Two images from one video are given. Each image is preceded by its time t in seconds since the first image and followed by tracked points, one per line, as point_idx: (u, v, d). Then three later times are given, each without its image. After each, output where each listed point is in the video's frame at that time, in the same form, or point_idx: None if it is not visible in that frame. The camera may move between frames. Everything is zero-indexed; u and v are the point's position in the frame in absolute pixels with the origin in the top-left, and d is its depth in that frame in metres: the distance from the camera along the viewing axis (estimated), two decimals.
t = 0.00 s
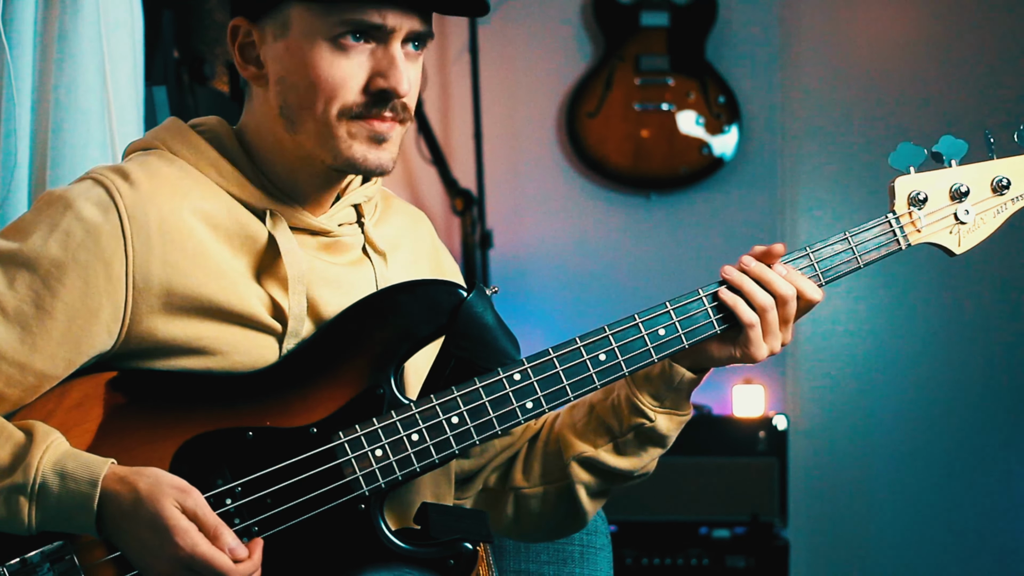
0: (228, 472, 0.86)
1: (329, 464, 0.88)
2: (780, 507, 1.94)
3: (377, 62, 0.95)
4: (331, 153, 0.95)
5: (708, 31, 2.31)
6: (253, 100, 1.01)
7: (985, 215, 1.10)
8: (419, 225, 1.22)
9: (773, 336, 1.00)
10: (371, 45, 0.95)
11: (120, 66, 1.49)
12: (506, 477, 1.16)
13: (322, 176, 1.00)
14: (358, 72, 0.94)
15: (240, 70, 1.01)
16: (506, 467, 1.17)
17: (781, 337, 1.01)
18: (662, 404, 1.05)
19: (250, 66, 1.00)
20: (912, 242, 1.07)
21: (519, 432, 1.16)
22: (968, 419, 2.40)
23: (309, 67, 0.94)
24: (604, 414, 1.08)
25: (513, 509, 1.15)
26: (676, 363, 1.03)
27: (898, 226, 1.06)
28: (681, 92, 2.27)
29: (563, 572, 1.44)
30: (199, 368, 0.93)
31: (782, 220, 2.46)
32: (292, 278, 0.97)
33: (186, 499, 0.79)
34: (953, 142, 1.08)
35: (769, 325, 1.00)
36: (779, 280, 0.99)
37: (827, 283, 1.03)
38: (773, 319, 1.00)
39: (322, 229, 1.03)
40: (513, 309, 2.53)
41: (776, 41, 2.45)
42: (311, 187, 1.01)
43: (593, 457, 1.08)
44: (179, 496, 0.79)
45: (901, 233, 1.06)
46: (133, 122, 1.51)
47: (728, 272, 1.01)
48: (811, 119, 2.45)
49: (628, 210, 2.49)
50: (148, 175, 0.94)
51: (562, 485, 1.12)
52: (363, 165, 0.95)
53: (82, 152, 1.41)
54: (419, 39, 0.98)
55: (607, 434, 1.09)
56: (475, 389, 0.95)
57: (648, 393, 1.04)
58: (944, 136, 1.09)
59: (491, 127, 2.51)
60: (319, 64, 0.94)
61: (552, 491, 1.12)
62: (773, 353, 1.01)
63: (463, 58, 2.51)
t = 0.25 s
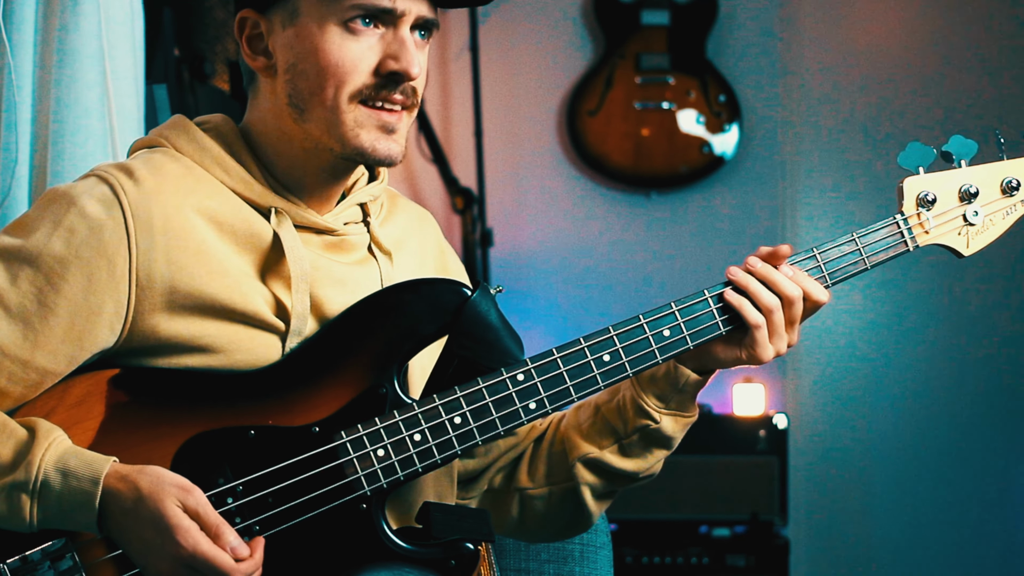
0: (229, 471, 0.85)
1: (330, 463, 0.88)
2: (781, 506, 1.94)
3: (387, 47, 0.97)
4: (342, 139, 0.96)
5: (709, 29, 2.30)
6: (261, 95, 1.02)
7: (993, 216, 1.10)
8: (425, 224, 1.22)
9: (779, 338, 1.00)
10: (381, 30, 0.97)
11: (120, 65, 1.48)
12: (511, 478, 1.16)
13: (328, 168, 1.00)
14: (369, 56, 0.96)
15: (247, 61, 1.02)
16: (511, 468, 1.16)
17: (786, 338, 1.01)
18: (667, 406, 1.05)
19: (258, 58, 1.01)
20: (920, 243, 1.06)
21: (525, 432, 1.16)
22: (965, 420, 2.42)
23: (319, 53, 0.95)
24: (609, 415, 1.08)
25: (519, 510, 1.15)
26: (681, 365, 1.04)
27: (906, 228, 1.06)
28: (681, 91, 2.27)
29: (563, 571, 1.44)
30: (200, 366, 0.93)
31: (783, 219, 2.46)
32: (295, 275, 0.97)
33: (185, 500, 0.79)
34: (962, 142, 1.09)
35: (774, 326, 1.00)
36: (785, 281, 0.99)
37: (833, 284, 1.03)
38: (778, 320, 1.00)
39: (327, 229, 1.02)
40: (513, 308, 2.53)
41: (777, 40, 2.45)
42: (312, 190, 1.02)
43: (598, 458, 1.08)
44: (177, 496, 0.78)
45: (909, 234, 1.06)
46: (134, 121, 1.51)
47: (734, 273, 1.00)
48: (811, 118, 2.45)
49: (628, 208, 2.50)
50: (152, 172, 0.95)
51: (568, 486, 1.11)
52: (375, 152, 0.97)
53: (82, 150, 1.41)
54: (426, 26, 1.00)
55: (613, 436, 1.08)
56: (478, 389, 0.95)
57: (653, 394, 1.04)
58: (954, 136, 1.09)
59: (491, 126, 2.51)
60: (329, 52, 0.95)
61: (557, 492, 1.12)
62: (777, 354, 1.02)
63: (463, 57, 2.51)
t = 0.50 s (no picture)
0: (235, 468, 0.86)
1: (334, 462, 0.88)
2: (781, 505, 1.95)
3: (393, 35, 0.99)
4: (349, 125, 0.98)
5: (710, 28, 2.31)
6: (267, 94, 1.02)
7: (1008, 221, 1.11)
8: (432, 221, 1.22)
9: (789, 342, 0.99)
10: (386, 18, 0.99)
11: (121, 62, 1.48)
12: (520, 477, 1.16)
13: (333, 158, 1.00)
14: (375, 44, 0.98)
15: (251, 52, 1.03)
16: (519, 467, 1.16)
17: (795, 342, 1.00)
18: (675, 408, 1.04)
19: (264, 49, 1.02)
20: (933, 248, 1.06)
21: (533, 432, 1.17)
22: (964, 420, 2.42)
23: (326, 41, 0.97)
24: (618, 417, 1.09)
25: (526, 510, 1.15)
26: (691, 367, 1.03)
27: (919, 232, 1.06)
28: (682, 90, 2.28)
29: (564, 570, 1.45)
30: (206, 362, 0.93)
31: (783, 219, 2.47)
32: (300, 272, 0.98)
33: (188, 496, 0.78)
34: (979, 146, 1.08)
35: (784, 330, 0.99)
36: (795, 285, 0.99)
37: (843, 287, 1.02)
38: (788, 324, 0.99)
39: (335, 227, 1.04)
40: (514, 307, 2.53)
41: (778, 39, 2.45)
42: (319, 191, 1.04)
43: (606, 459, 1.08)
44: (181, 492, 0.78)
45: (922, 239, 1.06)
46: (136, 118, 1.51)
47: (744, 274, 1.00)
48: (813, 118, 2.46)
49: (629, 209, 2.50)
50: (157, 166, 0.95)
51: (575, 487, 1.12)
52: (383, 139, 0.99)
53: (84, 147, 1.41)
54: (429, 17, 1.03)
55: (621, 437, 1.09)
56: (483, 389, 0.94)
57: (662, 396, 1.04)
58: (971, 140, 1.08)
59: (492, 125, 2.51)
60: (335, 40, 0.97)
61: (565, 492, 1.12)
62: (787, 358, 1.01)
63: (465, 56, 2.51)
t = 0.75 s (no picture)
0: (235, 461, 0.87)
1: (333, 458, 0.89)
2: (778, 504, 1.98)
3: (416, 91, 0.95)
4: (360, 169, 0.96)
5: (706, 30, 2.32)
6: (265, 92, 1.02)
7: (1008, 226, 1.09)
8: (426, 224, 1.23)
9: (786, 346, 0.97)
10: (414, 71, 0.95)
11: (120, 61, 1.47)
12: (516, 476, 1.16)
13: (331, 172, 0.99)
14: (398, 99, 0.94)
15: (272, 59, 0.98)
16: (516, 466, 1.16)
17: (791, 346, 0.99)
18: (673, 410, 1.04)
19: (287, 65, 0.97)
20: (932, 252, 1.05)
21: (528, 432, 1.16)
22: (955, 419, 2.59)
23: (352, 89, 0.94)
24: (615, 418, 1.08)
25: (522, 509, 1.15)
26: (689, 373, 1.02)
27: (917, 236, 1.04)
28: (678, 90, 2.30)
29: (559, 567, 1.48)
30: (203, 359, 0.94)
31: (779, 219, 2.47)
32: (293, 270, 0.99)
33: (195, 457, 0.81)
34: (977, 151, 1.08)
35: (781, 334, 0.97)
36: (792, 288, 0.96)
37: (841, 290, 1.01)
38: (785, 328, 0.97)
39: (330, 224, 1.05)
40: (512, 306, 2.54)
41: (774, 40, 2.46)
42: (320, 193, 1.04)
43: (602, 461, 1.08)
44: (188, 455, 0.81)
45: (920, 243, 1.04)
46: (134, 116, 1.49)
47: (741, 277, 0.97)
48: (809, 119, 2.47)
49: (626, 208, 2.52)
50: (157, 162, 0.95)
51: (571, 487, 1.11)
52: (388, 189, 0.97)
53: (81, 144, 1.39)
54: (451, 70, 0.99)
55: (617, 438, 1.08)
56: (481, 388, 0.96)
57: (659, 399, 1.04)
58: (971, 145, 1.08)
59: (490, 126, 2.52)
60: (359, 85, 0.94)
61: (561, 493, 1.12)
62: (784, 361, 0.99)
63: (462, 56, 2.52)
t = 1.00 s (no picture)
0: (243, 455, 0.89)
1: (338, 457, 0.90)
2: (775, 503, 1.95)
3: (435, 75, 0.99)
4: (389, 162, 0.98)
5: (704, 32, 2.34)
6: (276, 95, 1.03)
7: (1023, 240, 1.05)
8: (434, 230, 1.22)
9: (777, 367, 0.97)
10: (432, 55, 0.99)
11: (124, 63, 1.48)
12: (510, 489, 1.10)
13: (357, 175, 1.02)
14: (419, 86, 0.98)
15: (290, 61, 1.00)
16: (510, 479, 1.11)
17: (786, 367, 0.98)
18: (669, 437, 1.01)
19: (310, 66, 0.99)
20: (942, 266, 1.02)
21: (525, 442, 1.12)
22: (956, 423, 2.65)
23: (378, 81, 0.97)
24: (613, 437, 1.04)
25: (512, 523, 1.09)
26: (684, 400, 1.00)
27: (927, 249, 1.01)
28: (676, 91, 2.31)
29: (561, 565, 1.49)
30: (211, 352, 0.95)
31: (778, 221, 2.50)
32: (305, 269, 1.00)
33: (193, 432, 0.87)
34: (992, 167, 1.02)
35: (774, 354, 0.97)
36: (787, 310, 0.97)
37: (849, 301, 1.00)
38: (778, 349, 0.97)
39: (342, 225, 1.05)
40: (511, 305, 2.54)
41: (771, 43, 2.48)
42: (331, 195, 1.06)
43: (596, 479, 1.04)
44: (185, 430, 0.86)
45: (930, 256, 1.01)
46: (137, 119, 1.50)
47: (744, 289, 0.98)
48: (807, 121, 2.49)
49: (625, 210, 2.53)
50: (171, 157, 0.97)
51: (562, 505, 1.06)
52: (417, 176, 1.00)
53: (84, 145, 1.40)
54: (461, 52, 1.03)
55: (612, 458, 1.05)
56: (487, 391, 0.96)
57: (657, 421, 1.01)
58: (985, 159, 1.03)
59: (490, 128, 2.53)
60: (385, 79, 0.97)
61: (551, 509, 1.07)
62: (774, 383, 0.99)
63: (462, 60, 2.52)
